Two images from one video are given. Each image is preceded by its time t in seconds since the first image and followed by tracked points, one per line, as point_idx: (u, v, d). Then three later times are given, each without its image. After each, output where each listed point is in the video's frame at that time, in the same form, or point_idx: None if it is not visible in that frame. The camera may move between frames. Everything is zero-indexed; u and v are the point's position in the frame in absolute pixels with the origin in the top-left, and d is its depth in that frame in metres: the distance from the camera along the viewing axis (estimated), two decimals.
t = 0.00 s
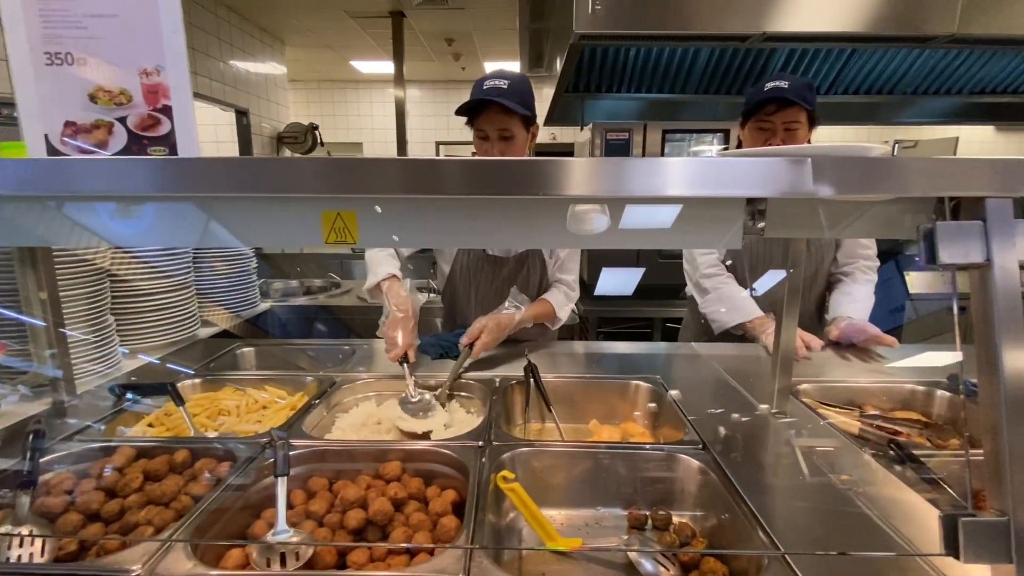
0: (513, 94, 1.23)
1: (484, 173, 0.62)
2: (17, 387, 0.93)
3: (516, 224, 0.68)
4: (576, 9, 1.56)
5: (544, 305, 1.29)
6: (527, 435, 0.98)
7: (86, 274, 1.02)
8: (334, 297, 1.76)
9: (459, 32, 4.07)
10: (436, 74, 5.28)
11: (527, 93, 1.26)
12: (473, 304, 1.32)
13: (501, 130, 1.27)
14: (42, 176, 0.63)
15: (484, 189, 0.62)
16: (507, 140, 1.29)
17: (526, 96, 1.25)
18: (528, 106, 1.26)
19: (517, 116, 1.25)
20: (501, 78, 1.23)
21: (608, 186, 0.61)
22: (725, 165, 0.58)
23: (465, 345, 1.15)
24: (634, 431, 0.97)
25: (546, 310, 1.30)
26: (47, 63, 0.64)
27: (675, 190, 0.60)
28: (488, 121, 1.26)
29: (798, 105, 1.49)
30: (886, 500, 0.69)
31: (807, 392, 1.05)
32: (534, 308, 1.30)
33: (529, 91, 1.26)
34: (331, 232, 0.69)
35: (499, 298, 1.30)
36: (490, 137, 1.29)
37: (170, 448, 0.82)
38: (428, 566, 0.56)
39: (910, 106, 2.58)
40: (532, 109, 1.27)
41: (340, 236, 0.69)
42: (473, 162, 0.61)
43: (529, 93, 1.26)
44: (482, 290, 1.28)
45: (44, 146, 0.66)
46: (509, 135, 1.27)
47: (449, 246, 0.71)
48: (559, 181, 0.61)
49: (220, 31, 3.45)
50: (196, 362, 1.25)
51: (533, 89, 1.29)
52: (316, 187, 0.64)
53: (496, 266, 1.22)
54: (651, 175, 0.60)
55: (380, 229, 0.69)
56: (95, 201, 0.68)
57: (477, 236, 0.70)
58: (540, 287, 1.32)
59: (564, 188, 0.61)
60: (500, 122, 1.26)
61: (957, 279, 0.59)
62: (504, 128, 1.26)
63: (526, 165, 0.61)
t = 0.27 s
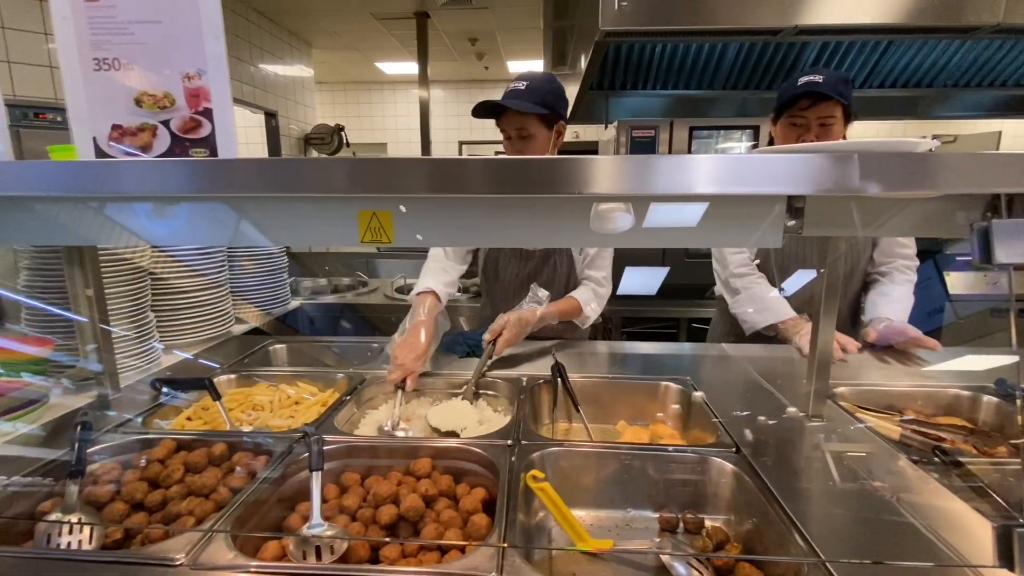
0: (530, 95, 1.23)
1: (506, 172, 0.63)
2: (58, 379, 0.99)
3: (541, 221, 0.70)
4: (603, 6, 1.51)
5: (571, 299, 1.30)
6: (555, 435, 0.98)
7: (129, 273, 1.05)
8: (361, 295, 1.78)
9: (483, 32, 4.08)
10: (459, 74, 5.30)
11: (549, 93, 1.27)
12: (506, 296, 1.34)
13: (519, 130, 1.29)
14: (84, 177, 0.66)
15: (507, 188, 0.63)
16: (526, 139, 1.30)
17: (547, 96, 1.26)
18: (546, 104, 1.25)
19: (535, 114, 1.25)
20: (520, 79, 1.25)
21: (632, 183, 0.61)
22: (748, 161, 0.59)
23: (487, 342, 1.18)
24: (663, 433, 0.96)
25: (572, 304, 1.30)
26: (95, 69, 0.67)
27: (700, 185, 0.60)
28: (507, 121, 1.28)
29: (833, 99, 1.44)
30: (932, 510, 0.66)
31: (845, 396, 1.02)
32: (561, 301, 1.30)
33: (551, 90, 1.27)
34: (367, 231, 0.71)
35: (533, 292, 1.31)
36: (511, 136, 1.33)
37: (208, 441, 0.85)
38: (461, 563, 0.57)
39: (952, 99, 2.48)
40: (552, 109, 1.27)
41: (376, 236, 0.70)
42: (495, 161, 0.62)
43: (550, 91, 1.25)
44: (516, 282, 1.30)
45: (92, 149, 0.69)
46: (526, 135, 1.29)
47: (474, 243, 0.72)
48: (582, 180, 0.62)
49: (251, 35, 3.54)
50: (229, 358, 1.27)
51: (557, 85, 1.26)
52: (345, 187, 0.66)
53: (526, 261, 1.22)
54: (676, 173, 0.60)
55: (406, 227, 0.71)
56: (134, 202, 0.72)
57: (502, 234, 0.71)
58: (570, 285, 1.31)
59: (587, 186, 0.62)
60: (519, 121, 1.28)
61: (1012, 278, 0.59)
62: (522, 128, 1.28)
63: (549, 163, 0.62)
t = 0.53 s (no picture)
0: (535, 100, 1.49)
1: (532, 170, 0.64)
2: (99, 373, 1.02)
3: (562, 219, 0.72)
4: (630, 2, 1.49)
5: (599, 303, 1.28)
6: (586, 435, 0.97)
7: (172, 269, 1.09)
8: (389, 293, 1.80)
9: (507, 31, 4.08)
10: (483, 73, 5.32)
11: (552, 95, 1.48)
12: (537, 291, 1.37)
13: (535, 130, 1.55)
14: (120, 176, 0.69)
15: (533, 185, 0.64)
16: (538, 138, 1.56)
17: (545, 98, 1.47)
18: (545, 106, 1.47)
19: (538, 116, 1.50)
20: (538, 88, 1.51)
21: (657, 179, 0.62)
22: (774, 158, 0.59)
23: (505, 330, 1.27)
24: (695, 435, 0.95)
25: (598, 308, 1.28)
26: (144, 72, 0.69)
27: (731, 182, 0.61)
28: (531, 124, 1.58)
29: (870, 92, 1.40)
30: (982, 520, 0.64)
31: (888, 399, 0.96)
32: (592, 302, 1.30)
33: (551, 93, 1.47)
34: (405, 228, 0.74)
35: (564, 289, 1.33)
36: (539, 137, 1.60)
37: (246, 433, 0.87)
38: (498, 560, 0.57)
39: (998, 91, 2.37)
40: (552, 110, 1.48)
41: (414, 232, 0.73)
42: (522, 159, 0.64)
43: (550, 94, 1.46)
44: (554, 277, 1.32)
45: (140, 150, 0.71)
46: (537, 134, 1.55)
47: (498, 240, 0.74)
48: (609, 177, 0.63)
49: (280, 39, 3.61)
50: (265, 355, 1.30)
51: (559, 87, 1.45)
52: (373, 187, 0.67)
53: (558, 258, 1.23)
54: (702, 169, 0.61)
55: (434, 225, 0.74)
56: (171, 201, 0.76)
57: (523, 231, 0.73)
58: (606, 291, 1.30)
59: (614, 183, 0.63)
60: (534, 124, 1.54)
61: None
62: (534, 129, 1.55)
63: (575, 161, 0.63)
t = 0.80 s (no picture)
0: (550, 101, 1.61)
1: (558, 167, 0.64)
2: (140, 367, 1.05)
3: (583, 219, 0.72)
4: None
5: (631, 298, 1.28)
6: (619, 435, 0.96)
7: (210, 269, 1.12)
8: (416, 292, 1.82)
9: (531, 30, 4.07)
10: (507, 72, 5.32)
11: (562, 99, 1.58)
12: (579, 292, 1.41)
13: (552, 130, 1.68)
14: (157, 176, 0.71)
15: (558, 182, 0.64)
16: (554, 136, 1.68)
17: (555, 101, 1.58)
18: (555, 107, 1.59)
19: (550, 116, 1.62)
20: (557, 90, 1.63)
21: (688, 177, 0.60)
22: (811, 153, 0.57)
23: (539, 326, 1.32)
24: (731, 437, 0.94)
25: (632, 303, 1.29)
26: (191, 75, 0.71)
27: (762, 179, 0.59)
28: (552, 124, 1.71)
29: (911, 85, 1.34)
30: None
31: (937, 404, 0.92)
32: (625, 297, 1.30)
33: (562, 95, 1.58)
34: (445, 228, 0.74)
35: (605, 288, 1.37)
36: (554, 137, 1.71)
37: (284, 428, 0.89)
38: (537, 559, 0.57)
39: None
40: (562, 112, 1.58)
41: (454, 231, 0.74)
42: (546, 156, 0.63)
43: (561, 97, 1.57)
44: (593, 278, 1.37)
45: (187, 151, 0.74)
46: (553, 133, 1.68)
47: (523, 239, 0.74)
48: (638, 174, 0.62)
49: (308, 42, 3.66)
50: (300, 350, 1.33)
51: (570, 89, 1.55)
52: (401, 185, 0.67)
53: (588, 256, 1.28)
54: (735, 166, 0.59)
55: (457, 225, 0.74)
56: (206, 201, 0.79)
57: (547, 230, 0.73)
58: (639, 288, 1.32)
59: (644, 179, 0.62)
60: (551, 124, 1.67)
61: None
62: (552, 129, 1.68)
63: (603, 159, 0.62)
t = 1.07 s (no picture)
0: (561, 105, 1.66)
1: (581, 165, 0.63)
2: (175, 362, 1.06)
3: (604, 219, 0.72)
4: None
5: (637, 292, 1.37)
6: (649, 435, 0.96)
7: (245, 269, 1.15)
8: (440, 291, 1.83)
9: (554, 28, 4.06)
10: (529, 71, 5.32)
11: (575, 101, 1.64)
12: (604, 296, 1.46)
13: (562, 135, 1.72)
14: (188, 177, 0.72)
15: (580, 180, 0.64)
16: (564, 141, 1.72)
17: (570, 104, 1.63)
18: (571, 111, 1.64)
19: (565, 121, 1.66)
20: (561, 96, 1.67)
21: (715, 174, 0.59)
22: (845, 148, 0.55)
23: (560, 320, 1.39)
24: (765, 440, 0.93)
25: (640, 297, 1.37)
26: (233, 78, 0.73)
27: (789, 176, 0.58)
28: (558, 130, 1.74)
29: (952, 78, 1.29)
30: None
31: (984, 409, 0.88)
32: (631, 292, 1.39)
33: (576, 99, 1.63)
34: (483, 225, 0.74)
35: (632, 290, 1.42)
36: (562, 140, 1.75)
37: (318, 423, 0.91)
38: (575, 559, 0.57)
39: None
40: (577, 114, 1.64)
41: (491, 229, 0.74)
42: (568, 154, 0.63)
43: (576, 100, 1.63)
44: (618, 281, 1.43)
45: (228, 151, 0.76)
46: (565, 138, 1.71)
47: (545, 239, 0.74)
48: (664, 171, 0.61)
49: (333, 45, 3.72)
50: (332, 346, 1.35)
51: (583, 93, 1.62)
52: (424, 185, 0.68)
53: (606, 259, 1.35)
54: (764, 162, 0.58)
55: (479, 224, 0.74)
56: (236, 200, 0.80)
57: (571, 230, 0.73)
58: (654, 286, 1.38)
59: (670, 177, 0.61)
60: (562, 129, 1.70)
61: None
62: (563, 134, 1.71)
63: (628, 156, 0.61)
